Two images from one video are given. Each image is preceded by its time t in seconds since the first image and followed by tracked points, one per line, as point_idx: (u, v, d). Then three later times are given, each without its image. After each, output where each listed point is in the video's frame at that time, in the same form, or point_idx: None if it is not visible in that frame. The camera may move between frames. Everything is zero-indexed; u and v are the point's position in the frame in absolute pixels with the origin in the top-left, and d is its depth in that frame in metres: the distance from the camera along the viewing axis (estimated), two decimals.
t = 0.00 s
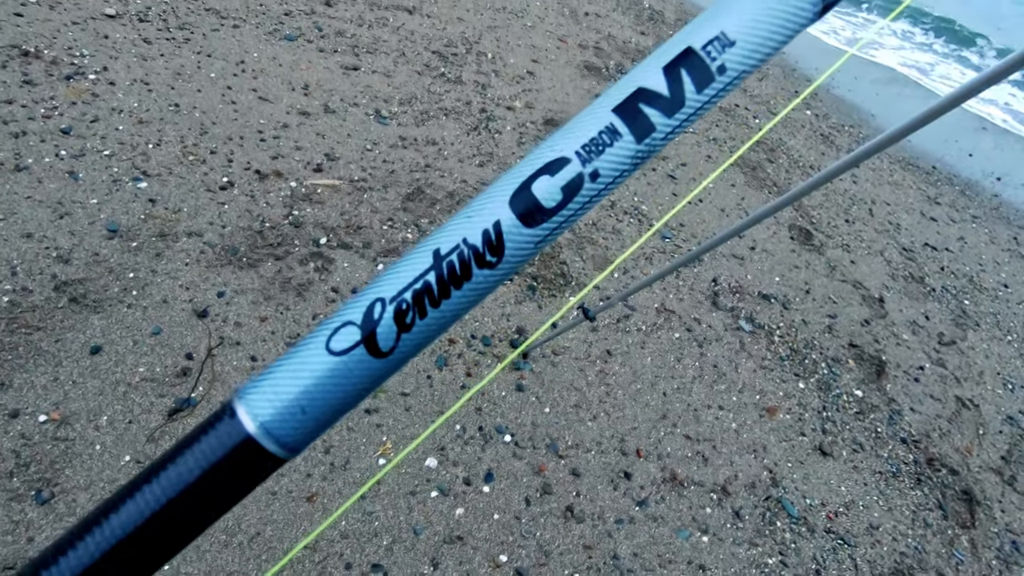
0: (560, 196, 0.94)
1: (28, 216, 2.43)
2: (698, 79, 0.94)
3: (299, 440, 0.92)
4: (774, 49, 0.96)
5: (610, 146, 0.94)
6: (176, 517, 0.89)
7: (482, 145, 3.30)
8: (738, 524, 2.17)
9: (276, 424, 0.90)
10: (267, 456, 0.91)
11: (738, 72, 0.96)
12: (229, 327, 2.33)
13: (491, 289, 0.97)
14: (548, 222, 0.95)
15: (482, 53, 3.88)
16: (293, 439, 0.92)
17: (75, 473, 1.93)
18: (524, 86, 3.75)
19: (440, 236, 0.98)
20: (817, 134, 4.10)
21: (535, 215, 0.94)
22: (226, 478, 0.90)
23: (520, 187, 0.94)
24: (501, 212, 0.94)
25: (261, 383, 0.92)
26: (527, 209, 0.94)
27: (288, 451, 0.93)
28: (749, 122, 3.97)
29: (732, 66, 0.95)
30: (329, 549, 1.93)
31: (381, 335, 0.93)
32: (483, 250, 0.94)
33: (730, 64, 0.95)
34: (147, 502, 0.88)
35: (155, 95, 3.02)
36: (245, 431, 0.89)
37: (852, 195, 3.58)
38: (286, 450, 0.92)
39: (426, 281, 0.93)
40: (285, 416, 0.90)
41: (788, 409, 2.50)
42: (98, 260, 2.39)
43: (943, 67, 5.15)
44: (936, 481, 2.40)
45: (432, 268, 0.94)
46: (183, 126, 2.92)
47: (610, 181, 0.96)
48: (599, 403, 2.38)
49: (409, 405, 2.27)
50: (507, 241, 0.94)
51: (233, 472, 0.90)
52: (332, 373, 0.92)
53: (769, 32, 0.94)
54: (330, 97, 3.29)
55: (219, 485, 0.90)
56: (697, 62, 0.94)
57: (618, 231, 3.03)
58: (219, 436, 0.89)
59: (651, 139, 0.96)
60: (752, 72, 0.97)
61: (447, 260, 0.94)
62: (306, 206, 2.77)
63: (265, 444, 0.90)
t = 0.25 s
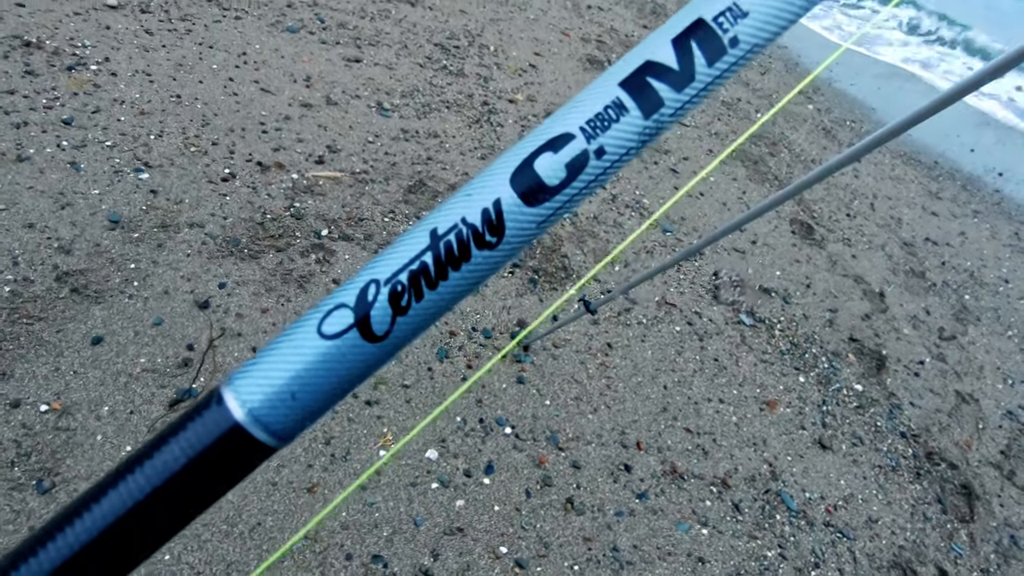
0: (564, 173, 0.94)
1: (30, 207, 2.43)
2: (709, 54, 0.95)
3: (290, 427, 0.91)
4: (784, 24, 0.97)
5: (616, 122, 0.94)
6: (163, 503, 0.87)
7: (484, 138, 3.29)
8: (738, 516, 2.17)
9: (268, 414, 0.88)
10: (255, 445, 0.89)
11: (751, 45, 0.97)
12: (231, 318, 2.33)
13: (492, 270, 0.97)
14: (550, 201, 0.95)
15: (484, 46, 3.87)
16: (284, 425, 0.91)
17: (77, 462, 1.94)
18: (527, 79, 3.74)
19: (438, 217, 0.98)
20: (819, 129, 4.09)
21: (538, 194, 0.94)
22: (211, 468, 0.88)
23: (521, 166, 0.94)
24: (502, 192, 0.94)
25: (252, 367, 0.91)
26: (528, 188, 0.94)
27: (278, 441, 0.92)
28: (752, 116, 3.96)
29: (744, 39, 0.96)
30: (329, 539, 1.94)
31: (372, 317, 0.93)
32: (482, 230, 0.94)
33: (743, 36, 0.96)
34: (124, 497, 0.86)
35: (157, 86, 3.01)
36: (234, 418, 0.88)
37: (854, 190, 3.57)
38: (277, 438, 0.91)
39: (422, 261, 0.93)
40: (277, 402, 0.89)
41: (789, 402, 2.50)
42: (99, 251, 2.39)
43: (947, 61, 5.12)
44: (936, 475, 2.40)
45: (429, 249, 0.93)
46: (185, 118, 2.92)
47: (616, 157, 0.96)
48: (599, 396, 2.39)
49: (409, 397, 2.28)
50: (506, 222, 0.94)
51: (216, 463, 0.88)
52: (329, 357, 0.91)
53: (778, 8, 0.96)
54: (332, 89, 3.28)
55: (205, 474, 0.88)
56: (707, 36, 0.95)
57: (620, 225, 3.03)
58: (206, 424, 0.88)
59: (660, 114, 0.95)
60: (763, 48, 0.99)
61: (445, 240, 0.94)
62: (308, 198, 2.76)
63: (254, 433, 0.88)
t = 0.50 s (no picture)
0: (564, 169, 0.90)
1: (32, 201, 2.43)
2: (714, 45, 0.91)
3: (280, 433, 0.85)
4: (792, 16, 0.94)
5: (617, 116, 0.90)
6: (147, 509, 0.81)
7: (486, 133, 3.29)
8: (738, 512, 2.18)
9: (258, 419, 0.82)
10: (243, 453, 0.83)
11: (759, 36, 0.93)
12: (233, 313, 2.34)
13: (490, 269, 0.92)
14: (550, 198, 0.90)
15: (486, 41, 3.87)
16: (272, 431, 0.84)
17: (80, 456, 1.95)
18: (529, 74, 3.73)
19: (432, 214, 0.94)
20: (821, 125, 4.08)
21: (537, 189, 0.90)
22: (198, 474, 0.82)
23: (520, 162, 0.90)
24: (500, 188, 0.89)
25: (240, 369, 0.84)
26: (527, 184, 0.89)
27: (269, 446, 0.85)
28: (754, 112, 3.96)
29: (751, 30, 0.92)
30: (331, 533, 1.94)
31: (367, 318, 0.86)
32: (479, 227, 0.89)
33: (749, 28, 0.92)
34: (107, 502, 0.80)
35: (160, 80, 3.01)
36: (222, 423, 0.81)
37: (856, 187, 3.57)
38: (267, 445, 0.84)
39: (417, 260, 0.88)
40: (267, 407, 0.82)
41: (789, 398, 2.50)
42: (102, 246, 2.39)
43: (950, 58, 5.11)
44: (935, 472, 2.41)
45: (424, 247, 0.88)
46: (187, 112, 2.92)
47: (617, 153, 0.91)
48: (600, 391, 2.39)
49: (411, 392, 2.28)
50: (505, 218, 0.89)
51: (204, 468, 0.82)
52: (323, 358, 0.84)
53: None
54: (334, 84, 3.28)
55: (192, 480, 0.82)
56: (713, 27, 0.91)
57: (621, 221, 3.03)
58: (193, 428, 0.81)
59: (663, 107, 0.92)
60: (771, 40, 0.95)
61: (440, 237, 0.89)
62: (310, 193, 2.77)
63: (242, 438, 0.82)
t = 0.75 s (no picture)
0: (571, 174, 0.90)
1: (36, 199, 2.44)
2: (721, 51, 0.92)
3: (286, 439, 0.85)
4: (803, 19, 0.93)
5: (623, 122, 0.90)
6: (155, 513, 0.83)
7: (487, 132, 3.30)
8: (737, 510, 2.19)
9: (264, 425, 0.83)
10: (250, 459, 0.84)
11: (767, 42, 0.93)
12: (235, 311, 2.35)
13: (496, 275, 0.92)
14: (556, 203, 0.90)
15: (488, 40, 3.87)
16: (278, 437, 0.85)
17: (83, 453, 1.96)
18: (530, 73, 3.74)
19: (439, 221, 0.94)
20: (822, 125, 4.09)
21: (544, 195, 0.90)
22: (204, 480, 0.83)
23: (526, 168, 0.90)
24: (506, 194, 0.90)
25: (247, 374, 0.85)
26: (533, 190, 0.90)
27: (275, 452, 0.86)
28: (755, 112, 3.97)
29: (759, 35, 0.92)
30: (332, 531, 1.95)
31: (372, 323, 0.86)
32: (485, 233, 0.89)
33: (757, 33, 0.92)
34: (117, 505, 0.83)
35: (163, 79, 3.02)
36: (228, 429, 0.82)
37: (856, 187, 3.57)
38: (274, 450, 0.85)
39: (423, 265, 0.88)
40: (274, 412, 0.83)
41: (789, 398, 2.51)
42: (105, 243, 2.40)
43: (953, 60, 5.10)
44: (934, 471, 2.42)
45: (430, 253, 0.88)
46: (190, 110, 2.93)
47: (623, 159, 0.92)
48: (601, 390, 2.40)
49: (412, 390, 2.29)
50: (511, 224, 0.89)
51: (209, 474, 0.83)
52: (329, 363, 0.85)
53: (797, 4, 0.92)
54: (337, 83, 3.29)
55: (198, 485, 0.83)
56: (720, 33, 0.91)
57: (622, 220, 3.03)
58: (199, 433, 0.83)
59: (669, 114, 0.92)
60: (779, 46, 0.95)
61: (446, 243, 0.89)
62: (312, 191, 2.77)
63: (248, 444, 0.83)
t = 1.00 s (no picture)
0: (567, 175, 0.91)
1: (39, 198, 2.46)
2: (716, 53, 0.93)
3: (290, 436, 0.87)
4: (797, 23, 0.95)
5: (619, 124, 0.92)
6: (162, 511, 0.84)
7: (488, 133, 3.31)
8: (735, 509, 2.20)
9: (269, 423, 0.84)
10: (255, 456, 0.85)
11: (763, 44, 0.95)
12: (237, 310, 2.36)
13: (495, 276, 0.93)
14: (553, 204, 0.92)
15: (489, 41, 3.89)
16: (282, 434, 0.86)
17: (86, 450, 1.97)
18: (531, 74, 3.75)
19: (441, 224, 0.96)
20: (820, 126, 4.10)
21: (541, 196, 0.91)
22: (210, 479, 0.85)
23: (524, 171, 0.92)
24: (505, 196, 0.92)
25: (253, 373, 0.87)
26: (531, 191, 0.91)
27: (280, 450, 0.88)
28: (755, 113, 3.98)
29: (755, 38, 0.94)
30: (333, 528, 1.97)
31: (372, 322, 0.88)
32: (484, 234, 0.91)
33: (753, 36, 0.93)
34: (123, 504, 0.84)
35: (165, 79, 3.04)
36: (234, 428, 0.84)
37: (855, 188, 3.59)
38: (279, 448, 0.87)
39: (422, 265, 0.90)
40: (277, 411, 0.85)
41: (787, 398, 2.53)
42: (108, 243, 2.41)
43: (952, 62, 5.12)
44: (932, 471, 2.43)
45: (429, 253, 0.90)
46: (192, 111, 2.94)
47: (620, 160, 0.93)
48: (600, 389, 2.41)
49: (413, 389, 2.30)
50: (509, 225, 0.91)
51: (215, 473, 0.85)
52: (332, 362, 0.87)
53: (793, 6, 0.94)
54: (338, 83, 3.30)
55: (206, 482, 0.85)
56: (715, 37, 0.93)
57: (622, 220, 3.05)
58: (204, 433, 0.84)
59: (666, 116, 0.93)
60: (776, 48, 0.96)
61: (446, 244, 0.91)
62: (313, 191, 2.79)
63: (256, 443, 0.85)
